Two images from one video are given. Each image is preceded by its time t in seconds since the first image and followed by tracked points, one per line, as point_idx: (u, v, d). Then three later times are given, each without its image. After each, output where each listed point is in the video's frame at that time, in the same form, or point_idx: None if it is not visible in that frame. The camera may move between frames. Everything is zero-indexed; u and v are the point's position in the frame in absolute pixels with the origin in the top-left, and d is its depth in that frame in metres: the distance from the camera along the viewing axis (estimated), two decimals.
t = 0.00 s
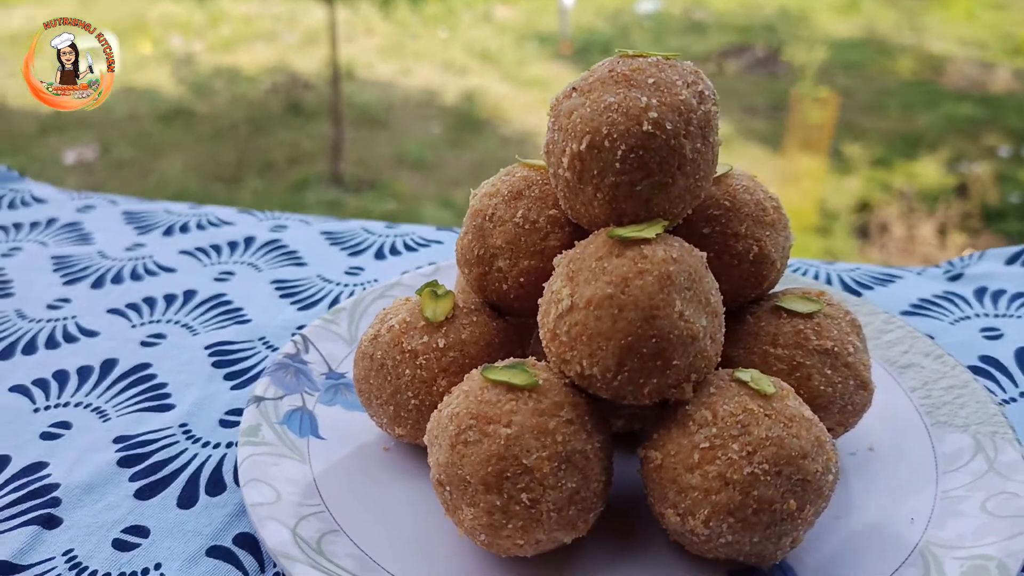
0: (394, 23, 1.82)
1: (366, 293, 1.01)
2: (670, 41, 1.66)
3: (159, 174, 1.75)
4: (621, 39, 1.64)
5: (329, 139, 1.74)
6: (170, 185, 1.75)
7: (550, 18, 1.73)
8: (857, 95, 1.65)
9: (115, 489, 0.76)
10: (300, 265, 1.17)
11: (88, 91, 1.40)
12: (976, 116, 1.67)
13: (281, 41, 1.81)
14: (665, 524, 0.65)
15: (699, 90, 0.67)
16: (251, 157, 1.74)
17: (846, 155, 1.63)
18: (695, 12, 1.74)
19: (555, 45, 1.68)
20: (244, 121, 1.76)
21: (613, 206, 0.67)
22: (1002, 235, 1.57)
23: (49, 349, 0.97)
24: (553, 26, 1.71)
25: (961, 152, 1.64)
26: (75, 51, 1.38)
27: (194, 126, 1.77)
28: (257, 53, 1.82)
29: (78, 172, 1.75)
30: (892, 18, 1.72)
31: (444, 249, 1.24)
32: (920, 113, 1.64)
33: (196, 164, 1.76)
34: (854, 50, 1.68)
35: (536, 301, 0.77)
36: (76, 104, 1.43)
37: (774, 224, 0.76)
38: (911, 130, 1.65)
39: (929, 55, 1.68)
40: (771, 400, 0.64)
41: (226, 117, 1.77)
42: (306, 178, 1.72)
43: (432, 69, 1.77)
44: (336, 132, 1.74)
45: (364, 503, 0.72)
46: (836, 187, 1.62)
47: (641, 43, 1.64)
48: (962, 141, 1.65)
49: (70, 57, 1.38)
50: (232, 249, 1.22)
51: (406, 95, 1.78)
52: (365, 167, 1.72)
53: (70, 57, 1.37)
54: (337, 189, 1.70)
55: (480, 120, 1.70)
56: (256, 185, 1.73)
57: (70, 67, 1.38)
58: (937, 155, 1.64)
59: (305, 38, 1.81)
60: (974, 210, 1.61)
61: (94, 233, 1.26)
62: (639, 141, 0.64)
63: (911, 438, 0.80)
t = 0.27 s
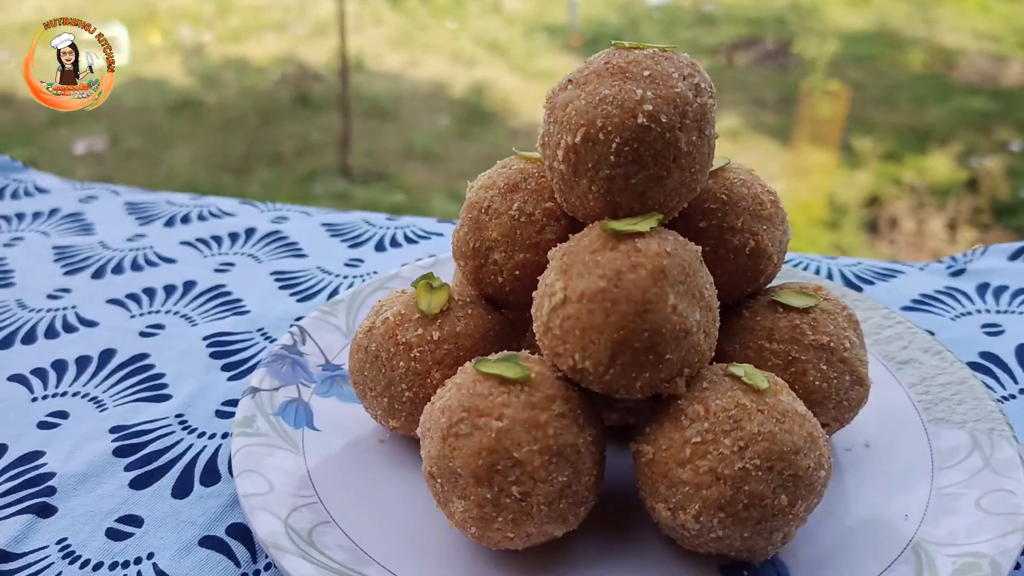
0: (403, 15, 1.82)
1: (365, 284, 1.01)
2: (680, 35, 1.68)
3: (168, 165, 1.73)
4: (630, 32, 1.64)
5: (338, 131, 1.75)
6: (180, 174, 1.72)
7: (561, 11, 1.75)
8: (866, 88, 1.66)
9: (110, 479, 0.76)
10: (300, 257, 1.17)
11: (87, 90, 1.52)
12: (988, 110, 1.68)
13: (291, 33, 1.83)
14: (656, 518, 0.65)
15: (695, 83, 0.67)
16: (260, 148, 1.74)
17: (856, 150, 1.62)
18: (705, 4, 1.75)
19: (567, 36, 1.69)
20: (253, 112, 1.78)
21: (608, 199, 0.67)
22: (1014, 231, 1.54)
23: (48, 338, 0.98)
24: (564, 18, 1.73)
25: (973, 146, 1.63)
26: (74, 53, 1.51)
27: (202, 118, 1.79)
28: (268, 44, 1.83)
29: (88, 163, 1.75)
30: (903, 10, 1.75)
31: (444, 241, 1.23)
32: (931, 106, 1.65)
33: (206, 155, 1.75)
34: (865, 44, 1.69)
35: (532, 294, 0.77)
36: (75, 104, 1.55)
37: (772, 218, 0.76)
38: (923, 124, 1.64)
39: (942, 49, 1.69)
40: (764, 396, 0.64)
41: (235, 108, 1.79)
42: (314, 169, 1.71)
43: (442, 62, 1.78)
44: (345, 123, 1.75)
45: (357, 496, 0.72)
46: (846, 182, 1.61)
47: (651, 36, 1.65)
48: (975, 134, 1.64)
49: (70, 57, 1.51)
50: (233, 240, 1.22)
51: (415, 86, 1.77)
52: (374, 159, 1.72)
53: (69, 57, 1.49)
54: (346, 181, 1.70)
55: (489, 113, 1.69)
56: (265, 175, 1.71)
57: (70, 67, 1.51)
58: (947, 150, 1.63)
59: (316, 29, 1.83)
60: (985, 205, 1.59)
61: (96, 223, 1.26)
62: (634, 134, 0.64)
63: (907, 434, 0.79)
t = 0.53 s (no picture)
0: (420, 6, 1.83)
1: (366, 275, 1.01)
2: (698, 25, 1.67)
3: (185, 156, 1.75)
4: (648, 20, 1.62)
5: (353, 122, 1.76)
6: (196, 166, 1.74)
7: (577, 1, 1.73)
8: (887, 79, 1.62)
9: (108, 468, 0.77)
10: (303, 247, 1.17)
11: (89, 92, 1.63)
12: (1009, 102, 1.66)
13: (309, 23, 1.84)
14: (650, 511, 0.64)
15: (694, 70, 0.66)
16: (275, 139, 1.74)
17: (874, 140, 1.61)
18: None
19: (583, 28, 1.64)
20: (269, 103, 1.78)
21: (604, 189, 0.66)
22: None
23: (50, 327, 0.98)
24: (581, 9, 1.70)
25: (994, 139, 1.62)
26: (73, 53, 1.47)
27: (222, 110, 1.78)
28: (283, 35, 1.84)
29: (106, 153, 1.77)
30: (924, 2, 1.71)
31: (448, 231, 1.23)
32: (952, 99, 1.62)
33: (223, 146, 1.76)
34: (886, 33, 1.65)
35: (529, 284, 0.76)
36: (74, 104, 1.48)
37: (772, 208, 0.75)
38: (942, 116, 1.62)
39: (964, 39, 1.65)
40: (759, 388, 0.63)
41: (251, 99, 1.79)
42: (328, 160, 1.73)
43: (457, 53, 1.76)
44: (360, 114, 1.76)
45: (351, 486, 0.72)
46: (864, 173, 1.61)
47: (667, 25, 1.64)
48: (995, 126, 1.63)
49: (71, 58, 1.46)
50: (237, 230, 1.22)
51: (431, 78, 1.78)
52: (389, 150, 1.72)
53: (69, 57, 1.44)
54: (361, 172, 1.71)
55: (505, 105, 1.68)
56: (279, 166, 1.73)
57: (70, 67, 1.45)
58: (969, 142, 1.61)
59: (332, 20, 1.84)
60: (1005, 198, 1.61)
61: (102, 213, 1.27)
62: (630, 122, 0.63)
63: (908, 428, 0.78)
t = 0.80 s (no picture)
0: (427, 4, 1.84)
1: (362, 274, 1.01)
2: (705, 24, 1.68)
3: (193, 152, 1.75)
4: (655, 20, 1.64)
5: (360, 119, 1.76)
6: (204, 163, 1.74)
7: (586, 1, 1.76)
8: (895, 79, 1.62)
9: (102, 465, 0.77)
10: (301, 245, 1.18)
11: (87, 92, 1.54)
12: (1016, 102, 1.67)
13: (316, 20, 1.86)
14: (638, 513, 0.64)
15: (683, 72, 0.66)
16: (283, 136, 1.76)
17: (882, 141, 1.61)
18: None
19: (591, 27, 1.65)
20: (277, 100, 1.80)
21: (593, 190, 0.66)
22: None
23: (49, 325, 0.99)
24: (588, 8, 1.73)
25: (1003, 139, 1.62)
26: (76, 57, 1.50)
27: (225, 104, 1.80)
28: (290, 32, 1.84)
29: (116, 150, 1.77)
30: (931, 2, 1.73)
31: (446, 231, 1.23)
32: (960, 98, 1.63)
33: (229, 142, 1.77)
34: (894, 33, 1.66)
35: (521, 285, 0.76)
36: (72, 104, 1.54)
37: (763, 210, 0.75)
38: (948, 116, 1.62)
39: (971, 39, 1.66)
40: (747, 391, 0.63)
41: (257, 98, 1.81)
42: (335, 157, 1.74)
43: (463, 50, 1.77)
44: (367, 111, 1.76)
45: (342, 486, 0.72)
46: (872, 173, 1.59)
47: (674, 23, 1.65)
48: (1003, 126, 1.63)
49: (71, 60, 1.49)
50: (235, 228, 1.22)
51: (438, 76, 1.78)
52: (396, 148, 1.72)
53: (69, 57, 1.48)
54: (367, 168, 1.71)
55: (511, 102, 1.67)
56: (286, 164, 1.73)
57: (70, 67, 1.49)
58: (977, 142, 1.61)
59: (340, 17, 1.86)
60: (1015, 198, 1.59)
61: (102, 210, 1.27)
62: (618, 124, 0.63)
63: (900, 431, 0.78)
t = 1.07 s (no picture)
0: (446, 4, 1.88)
1: (369, 278, 1.03)
2: (723, 20, 1.75)
3: (212, 152, 1.77)
4: (672, 17, 1.75)
5: (378, 119, 1.78)
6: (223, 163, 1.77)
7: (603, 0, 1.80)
8: (916, 75, 1.63)
9: (113, 465, 0.79)
10: (310, 248, 1.20)
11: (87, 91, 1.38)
12: None
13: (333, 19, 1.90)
14: (632, 514, 0.66)
15: (677, 81, 0.67)
16: (299, 136, 1.77)
17: (902, 137, 1.61)
18: None
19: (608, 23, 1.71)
20: (295, 99, 1.82)
21: (589, 198, 0.67)
22: None
23: (64, 327, 1.01)
24: (607, 5, 1.77)
25: None
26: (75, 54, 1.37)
27: (240, 105, 1.81)
28: (307, 30, 1.88)
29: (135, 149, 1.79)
30: None
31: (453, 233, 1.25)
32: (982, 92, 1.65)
33: (248, 143, 1.77)
34: (914, 29, 1.68)
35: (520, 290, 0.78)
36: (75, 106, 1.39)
37: (760, 216, 0.76)
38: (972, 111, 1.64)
39: (995, 33, 1.71)
40: (739, 395, 0.64)
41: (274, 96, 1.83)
42: (353, 156, 1.75)
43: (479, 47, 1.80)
44: (385, 111, 1.79)
45: (345, 486, 0.74)
46: (891, 170, 1.61)
47: (693, 19, 1.75)
48: None
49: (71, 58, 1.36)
50: (246, 231, 1.24)
51: (455, 73, 1.81)
52: (413, 146, 1.74)
53: (69, 57, 1.35)
54: (384, 167, 1.73)
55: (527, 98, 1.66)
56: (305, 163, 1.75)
57: (70, 67, 1.36)
58: (999, 137, 1.63)
59: (356, 17, 1.90)
60: None
61: (117, 214, 1.30)
62: (613, 133, 0.65)
63: (898, 434, 0.79)
